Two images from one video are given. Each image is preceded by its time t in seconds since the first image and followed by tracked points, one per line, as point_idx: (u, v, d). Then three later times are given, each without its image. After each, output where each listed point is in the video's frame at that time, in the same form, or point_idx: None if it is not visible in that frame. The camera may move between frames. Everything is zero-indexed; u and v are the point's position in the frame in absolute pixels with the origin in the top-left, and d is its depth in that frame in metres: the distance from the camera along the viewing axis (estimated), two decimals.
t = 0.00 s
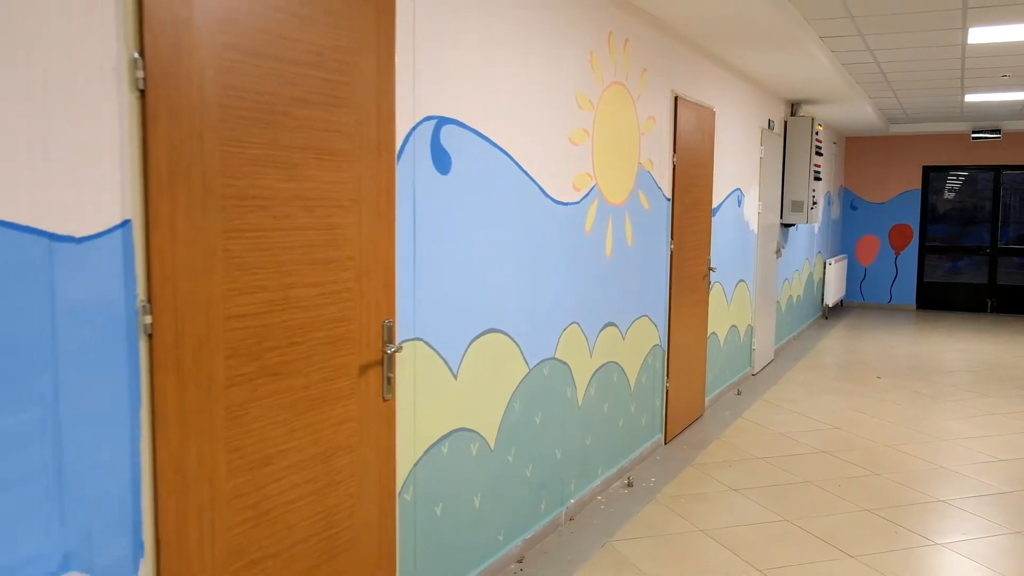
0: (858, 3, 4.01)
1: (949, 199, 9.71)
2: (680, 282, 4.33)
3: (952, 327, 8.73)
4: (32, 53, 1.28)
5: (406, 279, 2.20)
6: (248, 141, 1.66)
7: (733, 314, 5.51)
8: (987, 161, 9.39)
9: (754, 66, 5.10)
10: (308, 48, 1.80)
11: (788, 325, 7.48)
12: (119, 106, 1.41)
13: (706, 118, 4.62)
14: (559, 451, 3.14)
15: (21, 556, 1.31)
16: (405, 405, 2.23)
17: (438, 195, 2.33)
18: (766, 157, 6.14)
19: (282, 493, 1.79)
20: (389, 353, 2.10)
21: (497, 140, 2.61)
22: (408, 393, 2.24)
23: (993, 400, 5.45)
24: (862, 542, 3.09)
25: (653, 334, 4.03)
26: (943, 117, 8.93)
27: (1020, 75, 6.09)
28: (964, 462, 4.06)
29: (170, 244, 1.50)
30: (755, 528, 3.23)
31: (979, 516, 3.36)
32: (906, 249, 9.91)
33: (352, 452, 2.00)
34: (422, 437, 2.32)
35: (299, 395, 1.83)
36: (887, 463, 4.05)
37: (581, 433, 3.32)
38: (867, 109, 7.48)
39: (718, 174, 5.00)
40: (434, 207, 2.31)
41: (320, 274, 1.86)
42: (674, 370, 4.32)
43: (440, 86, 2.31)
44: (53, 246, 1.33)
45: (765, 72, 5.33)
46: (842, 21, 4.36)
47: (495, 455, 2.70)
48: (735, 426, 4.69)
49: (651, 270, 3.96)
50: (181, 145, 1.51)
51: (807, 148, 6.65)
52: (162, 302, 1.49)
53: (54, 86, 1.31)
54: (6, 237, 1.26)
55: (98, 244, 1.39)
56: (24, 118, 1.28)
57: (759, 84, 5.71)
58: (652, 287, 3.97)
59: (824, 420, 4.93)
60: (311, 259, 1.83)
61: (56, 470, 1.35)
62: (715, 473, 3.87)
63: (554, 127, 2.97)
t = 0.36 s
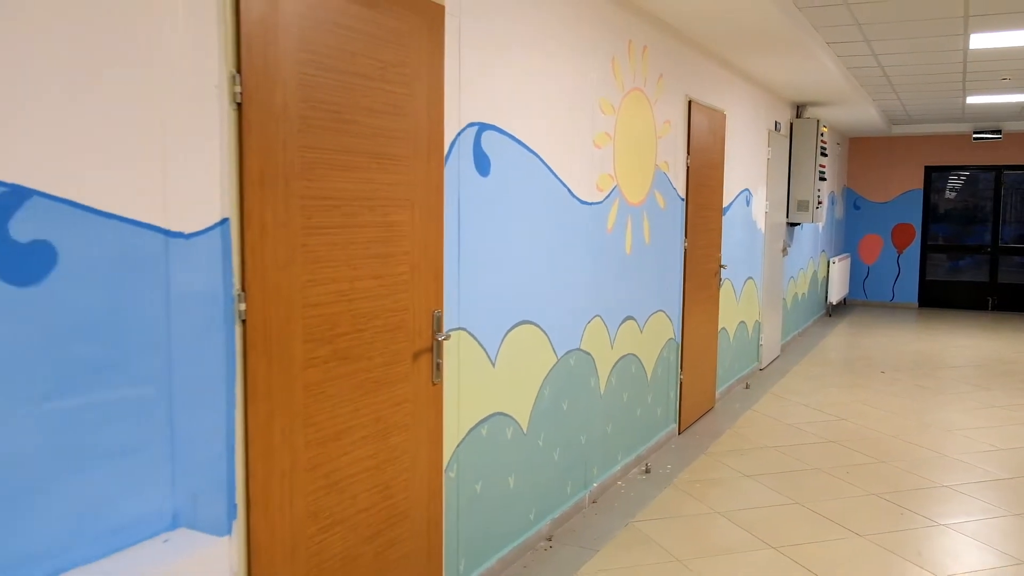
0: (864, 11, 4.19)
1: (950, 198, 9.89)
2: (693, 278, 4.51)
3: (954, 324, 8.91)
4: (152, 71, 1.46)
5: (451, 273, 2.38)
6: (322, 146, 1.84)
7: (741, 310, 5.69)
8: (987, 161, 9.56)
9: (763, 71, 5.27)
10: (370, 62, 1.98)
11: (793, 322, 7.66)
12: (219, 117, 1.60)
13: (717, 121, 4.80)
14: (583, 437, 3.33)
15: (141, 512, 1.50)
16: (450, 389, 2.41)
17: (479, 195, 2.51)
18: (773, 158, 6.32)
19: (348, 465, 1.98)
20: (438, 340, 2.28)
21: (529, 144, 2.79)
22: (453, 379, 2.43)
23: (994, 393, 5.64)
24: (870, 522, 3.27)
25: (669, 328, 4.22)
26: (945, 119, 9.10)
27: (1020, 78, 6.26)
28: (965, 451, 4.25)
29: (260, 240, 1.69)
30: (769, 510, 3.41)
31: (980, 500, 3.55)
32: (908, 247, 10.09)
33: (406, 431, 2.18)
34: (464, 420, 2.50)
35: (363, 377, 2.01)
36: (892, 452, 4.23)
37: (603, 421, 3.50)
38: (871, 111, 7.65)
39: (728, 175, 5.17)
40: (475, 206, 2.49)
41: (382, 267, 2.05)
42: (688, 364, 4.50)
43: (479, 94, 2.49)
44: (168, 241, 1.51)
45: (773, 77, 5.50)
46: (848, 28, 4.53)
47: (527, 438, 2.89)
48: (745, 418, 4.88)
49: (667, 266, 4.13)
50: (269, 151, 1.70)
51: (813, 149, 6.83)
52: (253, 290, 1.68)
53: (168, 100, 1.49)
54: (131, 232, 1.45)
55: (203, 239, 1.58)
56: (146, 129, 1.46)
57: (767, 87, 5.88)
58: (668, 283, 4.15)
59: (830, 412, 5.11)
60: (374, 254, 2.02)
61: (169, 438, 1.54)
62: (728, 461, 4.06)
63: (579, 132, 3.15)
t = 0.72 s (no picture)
0: (876, 18, 4.35)
1: (954, 198, 10.03)
2: (710, 276, 4.68)
3: (960, 322, 9.07)
4: (254, 86, 1.64)
5: (496, 269, 2.56)
6: (389, 152, 2.01)
7: (754, 307, 5.86)
8: (993, 162, 9.72)
9: (776, 75, 5.44)
10: (429, 73, 2.15)
11: (802, 320, 7.83)
12: (306, 126, 1.77)
13: (733, 124, 4.97)
14: (611, 426, 3.50)
15: (241, 481, 1.67)
16: (495, 378, 2.58)
17: (520, 197, 2.68)
18: (784, 159, 6.48)
19: (410, 444, 2.16)
20: (486, 331, 2.46)
21: (564, 147, 2.95)
22: (498, 367, 2.60)
23: (1000, 388, 5.80)
24: (884, 507, 3.44)
25: (688, 324, 4.38)
26: (951, 120, 9.26)
27: None
28: (973, 442, 4.41)
29: (339, 237, 1.86)
30: (787, 496, 3.58)
31: (988, 487, 3.71)
32: (914, 247, 10.25)
33: (459, 415, 2.36)
34: (506, 406, 2.67)
35: (423, 364, 2.19)
36: (903, 443, 4.39)
37: (629, 411, 3.67)
38: (879, 113, 7.81)
39: (742, 177, 5.34)
40: (517, 207, 2.66)
41: (439, 263, 2.22)
42: (705, 358, 4.67)
43: (520, 102, 2.65)
44: (265, 238, 1.69)
45: (785, 81, 5.67)
46: (860, 35, 4.70)
47: (562, 426, 3.06)
48: (759, 411, 5.04)
49: (687, 264, 4.30)
50: (346, 156, 1.87)
51: (822, 150, 6.98)
52: (333, 283, 1.86)
53: (266, 111, 1.67)
54: (236, 230, 1.62)
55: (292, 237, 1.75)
56: (250, 137, 1.64)
57: (779, 91, 6.05)
58: (687, 281, 4.31)
59: (841, 406, 5.28)
60: (432, 251, 2.19)
61: (264, 415, 1.72)
62: (746, 451, 4.22)
63: (608, 136, 3.31)
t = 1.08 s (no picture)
0: (891, 25, 4.51)
1: (962, 197, 10.18)
2: (729, 273, 4.84)
3: (969, 320, 9.21)
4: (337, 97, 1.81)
5: (538, 264, 2.73)
6: (448, 156, 2.18)
7: (770, 304, 6.02)
8: (1002, 162, 9.85)
9: (791, 79, 5.59)
10: (481, 83, 2.31)
11: (815, 317, 7.98)
12: (380, 134, 1.94)
13: (751, 127, 5.12)
14: (639, 416, 3.66)
15: (324, 454, 1.84)
16: (537, 367, 2.75)
17: (559, 197, 2.85)
18: (799, 160, 6.63)
19: (465, 426, 2.33)
20: (530, 322, 2.63)
21: (597, 150, 3.12)
22: (539, 356, 2.77)
23: (1009, 383, 5.95)
24: (900, 493, 3.60)
25: (708, 319, 4.54)
26: (961, 121, 9.39)
27: None
28: (984, 433, 4.57)
29: (407, 234, 2.04)
30: (807, 482, 3.74)
31: (999, 475, 3.87)
32: (924, 246, 10.39)
33: (506, 399, 2.52)
34: (546, 393, 2.85)
35: (477, 352, 2.36)
36: (916, 434, 4.55)
37: (655, 401, 3.84)
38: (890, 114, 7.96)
39: (759, 177, 5.50)
40: (556, 207, 2.83)
41: (490, 259, 2.39)
42: (724, 352, 4.83)
43: (559, 108, 2.82)
44: (345, 235, 1.86)
45: (801, 84, 5.82)
46: (874, 40, 4.86)
47: (594, 414, 3.23)
48: (775, 404, 5.20)
49: (707, 261, 4.46)
50: (412, 160, 2.04)
51: (835, 150, 7.11)
52: (401, 276, 2.03)
53: (347, 120, 1.84)
54: (322, 228, 1.79)
55: (367, 233, 1.93)
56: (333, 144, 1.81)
57: (794, 93, 6.20)
58: (708, 277, 4.47)
59: (855, 399, 5.44)
60: (485, 247, 2.37)
61: (343, 395, 1.88)
62: (765, 441, 4.39)
63: (636, 139, 3.48)
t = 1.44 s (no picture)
0: (905, 31, 4.67)
1: (971, 197, 10.30)
2: (747, 271, 5.00)
3: (979, 318, 9.35)
4: (407, 108, 1.99)
5: (575, 261, 2.90)
6: (498, 161, 2.36)
7: (785, 301, 6.17)
8: (1012, 163, 9.98)
9: (806, 83, 5.75)
10: (527, 92, 2.49)
11: (827, 315, 8.13)
12: (439, 141, 2.12)
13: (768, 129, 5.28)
14: (664, 407, 3.83)
15: (392, 433, 2.02)
16: (573, 357, 2.93)
17: (593, 198, 3.02)
18: (812, 161, 6.78)
19: (511, 411, 2.51)
20: (568, 315, 2.81)
21: (626, 153, 3.29)
22: (575, 347, 2.94)
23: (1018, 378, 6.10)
24: (914, 480, 3.76)
25: (727, 314, 4.70)
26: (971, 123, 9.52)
27: None
28: (994, 426, 4.72)
29: (463, 232, 2.21)
30: (825, 470, 3.90)
31: (1009, 464, 4.03)
32: (934, 245, 10.52)
33: (547, 387, 2.70)
34: (581, 382, 3.02)
35: (522, 343, 2.54)
36: (928, 426, 4.71)
37: (679, 393, 4.00)
38: (901, 116, 8.10)
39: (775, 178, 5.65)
40: (590, 207, 3.00)
41: (534, 256, 2.57)
42: (742, 347, 4.99)
43: (593, 114, 2.99)
44: (411, 233, 2.03)
45: (815, 88, 5.97)
46: (888, 46, 5.01)
47: (624, 404, 3.40)
48: (791, 398, 5.36)
49: (727, 259, 4.62)
50: (467, 165, 2.22)
51: (847, 151, 7.25)
52: (458, 271, 2.21)
53: (414, 128, 2.02)
54: (392, 227, 1.96)
55: (429, 231, 2.10)
56: (403, 150, 1.98)
57: (808, 96, 6.35)
58: (727, 275, 4.63)
59: (868, 394, 5.59)
60: (529, 244, 2.54)
61: (408, 380, 2.06)
62: (782, 432, 4.55)
63: (662, 142, 3.64)
